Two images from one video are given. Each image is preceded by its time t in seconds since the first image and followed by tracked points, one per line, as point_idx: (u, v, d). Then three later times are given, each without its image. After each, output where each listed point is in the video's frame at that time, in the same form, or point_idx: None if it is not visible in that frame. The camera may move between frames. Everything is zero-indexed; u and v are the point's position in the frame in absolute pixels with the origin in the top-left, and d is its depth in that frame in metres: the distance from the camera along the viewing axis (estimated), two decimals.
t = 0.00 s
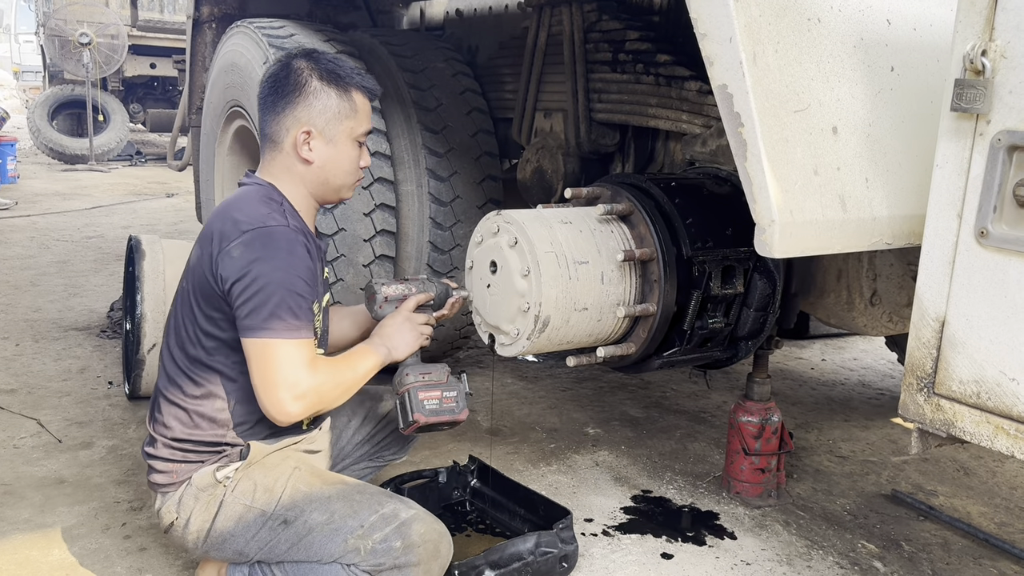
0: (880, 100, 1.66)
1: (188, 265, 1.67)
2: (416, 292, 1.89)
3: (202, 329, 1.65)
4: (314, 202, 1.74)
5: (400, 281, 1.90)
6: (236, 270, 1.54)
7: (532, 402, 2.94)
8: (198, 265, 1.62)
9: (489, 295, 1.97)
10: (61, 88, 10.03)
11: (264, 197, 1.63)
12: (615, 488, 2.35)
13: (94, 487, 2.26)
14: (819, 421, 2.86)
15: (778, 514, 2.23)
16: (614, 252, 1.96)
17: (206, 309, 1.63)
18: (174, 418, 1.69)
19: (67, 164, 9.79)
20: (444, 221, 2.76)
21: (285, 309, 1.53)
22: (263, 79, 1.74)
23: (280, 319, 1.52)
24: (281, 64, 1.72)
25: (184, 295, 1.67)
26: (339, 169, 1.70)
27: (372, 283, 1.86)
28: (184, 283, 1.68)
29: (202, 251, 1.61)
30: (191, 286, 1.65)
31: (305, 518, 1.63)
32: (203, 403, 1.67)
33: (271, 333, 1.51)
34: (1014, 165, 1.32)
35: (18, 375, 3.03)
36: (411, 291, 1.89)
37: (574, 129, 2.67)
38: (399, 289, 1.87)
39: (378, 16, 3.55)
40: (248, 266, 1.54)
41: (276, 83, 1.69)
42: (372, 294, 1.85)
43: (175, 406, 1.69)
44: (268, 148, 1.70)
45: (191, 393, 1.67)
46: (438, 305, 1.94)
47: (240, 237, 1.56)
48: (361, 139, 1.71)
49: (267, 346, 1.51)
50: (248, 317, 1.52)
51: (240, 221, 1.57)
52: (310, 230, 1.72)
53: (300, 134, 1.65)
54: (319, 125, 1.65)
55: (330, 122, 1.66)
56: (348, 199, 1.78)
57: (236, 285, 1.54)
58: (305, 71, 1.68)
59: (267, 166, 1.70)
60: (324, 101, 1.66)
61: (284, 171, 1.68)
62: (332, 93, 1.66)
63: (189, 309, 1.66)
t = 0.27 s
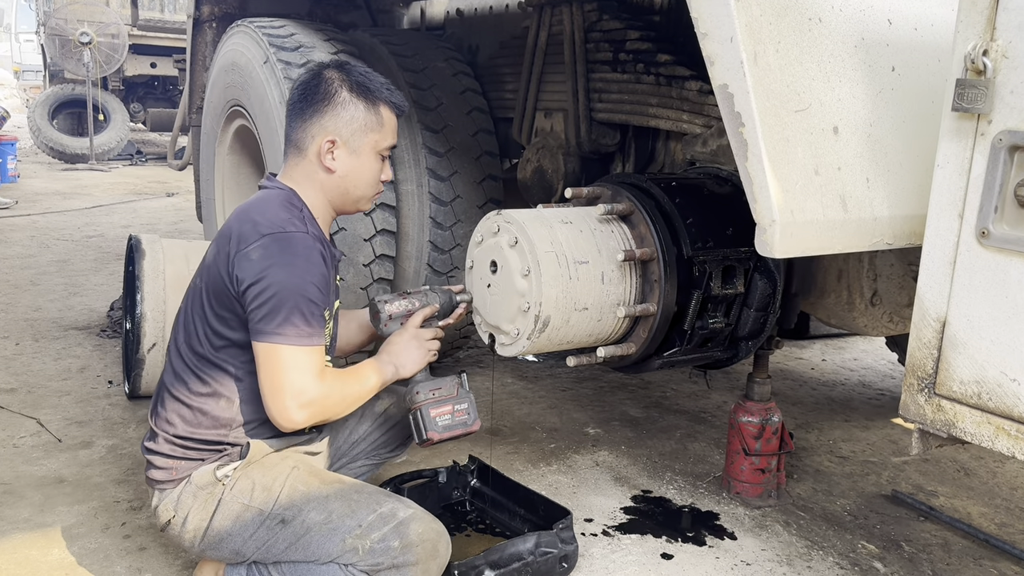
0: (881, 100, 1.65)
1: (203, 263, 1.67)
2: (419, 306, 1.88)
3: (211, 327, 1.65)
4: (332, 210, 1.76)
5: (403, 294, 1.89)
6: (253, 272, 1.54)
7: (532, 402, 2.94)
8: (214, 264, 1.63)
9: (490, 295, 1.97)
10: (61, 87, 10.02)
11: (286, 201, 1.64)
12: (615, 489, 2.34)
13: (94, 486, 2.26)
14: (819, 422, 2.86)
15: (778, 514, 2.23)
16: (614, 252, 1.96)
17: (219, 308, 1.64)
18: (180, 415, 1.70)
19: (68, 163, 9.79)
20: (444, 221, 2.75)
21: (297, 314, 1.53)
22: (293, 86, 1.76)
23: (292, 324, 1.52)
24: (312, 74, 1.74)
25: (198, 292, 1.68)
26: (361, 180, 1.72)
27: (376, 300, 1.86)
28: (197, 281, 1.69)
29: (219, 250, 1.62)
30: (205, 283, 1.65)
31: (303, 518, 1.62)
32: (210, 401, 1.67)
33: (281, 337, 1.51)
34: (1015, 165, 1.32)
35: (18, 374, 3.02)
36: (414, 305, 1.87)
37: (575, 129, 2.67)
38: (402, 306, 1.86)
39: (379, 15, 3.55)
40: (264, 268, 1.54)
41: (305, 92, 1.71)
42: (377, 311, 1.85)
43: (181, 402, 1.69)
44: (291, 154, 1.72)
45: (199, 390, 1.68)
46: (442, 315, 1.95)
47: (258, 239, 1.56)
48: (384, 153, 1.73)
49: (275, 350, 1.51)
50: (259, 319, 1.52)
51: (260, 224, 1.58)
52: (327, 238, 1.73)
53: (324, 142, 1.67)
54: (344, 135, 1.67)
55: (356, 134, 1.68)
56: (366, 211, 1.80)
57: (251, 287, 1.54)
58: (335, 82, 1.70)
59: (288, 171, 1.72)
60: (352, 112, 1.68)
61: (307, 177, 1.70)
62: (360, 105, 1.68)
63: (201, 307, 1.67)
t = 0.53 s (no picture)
0: (883, 101, 1.65)
1: (211, 262, 1.67)
2: (424, 295, 1.91)
3: (219, 326, 1.65)
4: (339, 214, 1.75)
5: (409, 282, 1.92)
6: (260, 272, 1.54)
7: (533, 402, 2.94)
8: (222, 263, 1.62)
9: (490, 295, 1.97)
10: (62, 86, 10.02)
11: (294, 203, 1.64)
12: (615, 489, 2.34)
13: (94, 486, 2.26)
14: (820, 422, 2.86)
15: (779, 515, 2.23)
16: (615, 252, 1.96)
17: (226, 308, 1.63)
18: (186, 413, 1.69)
19: (69, 163, 9.79)
20: (444, 221, 2.75)
21: (302, 316, 1.52)
22: (307, 90, 1.76)
23: (297, 324, 1.52)
24: (327, 78, 1.74)
25: (205, 291, 1.67)
26: (369, 184, 1.71)
27: (381, 284, 1.89)
28: (205, 279, 1.68)
29: (228, 248, 1.61)
30: (212, 282, 1.65)
31: (311, 519, 1.63)
32: (217, 400, 1.67)
33: (286, 337, 1.51)
34: (1018, 166, 1.32)
35: (18, 374, 3.02)
36: (418, 293, 1.90)
37: (576, 129, 2.67)
38: (406, 290, 1.88)
39: (380, 15, 3.55)
40: (271, 268, 1.54)
41: (319, 96, 1.71)
42: (381, 293, 1.88)
43: (188, 401, 1.68)
44: (301, 155, 1.72)
45: (206, 389, 1.67)
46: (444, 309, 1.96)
47: (266, 240, 1.56)
48: (394, 159, 1.73)
49: (280, 350, 1.51)
50: (265, 318, 1.51)
51: (269, 225, 1.57)
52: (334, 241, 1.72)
53: (334, 147, 1.67)
54: (355, 140, 1.67)
55: (367, 139, 1.68)
56: (372, 216, 1.79)
57: (257, 286, 1.54)
58: (349, 88, 1.70)
59: (297, 172, 1.72)
60: (364, 118, 1.68)
61: (315, 180, 1.70)
62: (373, 112, 1.68)
63: (209, 306, 1.66)
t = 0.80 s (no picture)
0: (886, 101, 1.65)
1: (209, 261, 1.67)
2: (427, 296, 1.88)
3: (219, 326, 1.65)
4: (337, 211, 1.75)
5: (412, 284, 1.89)
6: (258, 270, 1.54)
7: (533, 402, 2.94)
8: (219, 263, 1.62)
9: (493, 294, 1.97)
10: (63, 86, 10.02)
11: (291, 201, 1.64)
12: (616, 489, 2.34)
13: (95, 485, 2.26)
14: (820, 423, 2.86)
15: (780, 515, 2.23)
16: (617, 252, 1.96)
17: (224, 307, 1.63)
18: (184, 413, 1.69)
19: (69, 162, 9.79)
20: (445, 220, 2.75)
21: (302, 312, 1.52)
22: (302, 88, 1.76)
23: (297, 320, 1.51)
24: (321, 76, 1.74)
25: (203, 291, 1.67)
26: (365, 181, 1.71)
27: (385, 287, 1.86)
28: (204, 279, 1.68)
29: (226, 248, 1.62)
30: (210, 282, 1.65)
31: (310, 518, 1.62)
32: (215, 400, 1.67)
33: (286, 334, 1.50)
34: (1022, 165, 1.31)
35: (19, 373, 3.02)
36: (422, 295, 1.88)
37: (577, 129, 2.67)
38: (410, 293, 1.85)
39: (381, 15, 3.55)
40: (269, 265, 1.53)
41: (314, 94, 1.71)
42: (385, 297, 1.85)
43: (186, 401, 1.68)
44: (297, 153, 1.72)
45: (204, 388, 1.67)
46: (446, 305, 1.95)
47: (263, 238, 1.55)
48: (390, 156, 1.73)
49: (284, 347, 1.50)
50: (264, 316, 1.51)
51: (266, 223, 1.57)
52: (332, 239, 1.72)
53: (329, 144, 1.67)
54: (350, 137, 1.67)
55: (362, 136, 1.68)
56: (370, 213, 1.79)
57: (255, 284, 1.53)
58: (343, 85, 1.70)
59: (293, 171, 1.72)
60: (359, 115, 1.67)
61: (311, 178, 1.70)
62: (368, 108, 1.68)
63: (207, 306, 1.66)
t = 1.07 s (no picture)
0: (888, 101, 1.65)
1: (196, 266, 1.67)
2: (427, 296, 1.89)
3: (204, 332, 1.66)
4: (326, 212, 1.76)
5: (411, 284, 1.90)
6: (245, 276, 1.54)
7: (534, 402, 2.94)
8: (206, 268, 1.63)
9: (494, 294, 1.97)
10: (63, 85, 10.03)
11: (278, 205, 1.64)
12: (617, 490, 2.34)
13: (95, 485, 2.25)
14: (822, 423, 2.86)
15: (781, 516, 2.22)
16: (618, 252, 1.96)
17: (211, 313, 1.64)
18: (171, 419, 1.70)
19: (70, 161, 9.79)
20: (446, 220, 2.75)
21: (291, 318, 1.52)
22: (288, 88, 1.75)
23: (287, 326, 1.51)
24: (307, 76, 1.74)
25: (190, 297, 1.69)
26: (353, 182, 1.71)
27: (385, 287, 1.87)
28: (191, 285, 1.69)
29: (213, 254, 1.62)
30: (197, 288, 1.66)
31: (294, 518, 1.62)
32: (201, 406, 1.68)
33: (277, 340, 1.51)
34: None
35: (20, 372, 3.02)
36: (422, 295, 1.89)
37: (579, 129, 2.67)
38: (410, 293, 1.86)
39: (382, 15, 3.55)
40: (257, 271, 1.53)
41: (299, 94, 1.71)
42: (386, 298, 1.85)
43: (173, 406, 1.70)
44: (284, 155, 1.72)
45: (190, 394, 1.68)
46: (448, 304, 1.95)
47: (250, 244, 1.56)
48: (378, 155, 1.73)
49: (277, 354, 1.51)
50: (253, 323, 1.51)
51: (252, 229, 1.57)
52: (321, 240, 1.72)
53: (316, 145, 1.67)
54: (336, 138, 1.67)
55: (348, 137, 1.67)
56: (361, 213, 1.80)
57: (243, 290, 1.53)
58: (328, 85, 1.69)
59: (282, 172, 1.72)
60: (344, 116, 1.67)
61: (299, 179, 1.70)
62: (353, 108, 1.68)
63: (193, 312, 1.68)
